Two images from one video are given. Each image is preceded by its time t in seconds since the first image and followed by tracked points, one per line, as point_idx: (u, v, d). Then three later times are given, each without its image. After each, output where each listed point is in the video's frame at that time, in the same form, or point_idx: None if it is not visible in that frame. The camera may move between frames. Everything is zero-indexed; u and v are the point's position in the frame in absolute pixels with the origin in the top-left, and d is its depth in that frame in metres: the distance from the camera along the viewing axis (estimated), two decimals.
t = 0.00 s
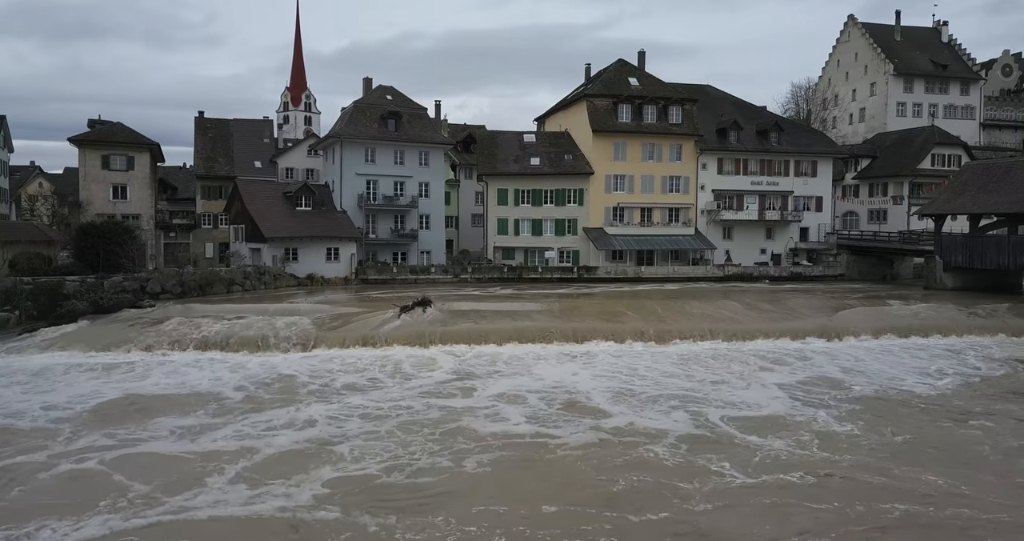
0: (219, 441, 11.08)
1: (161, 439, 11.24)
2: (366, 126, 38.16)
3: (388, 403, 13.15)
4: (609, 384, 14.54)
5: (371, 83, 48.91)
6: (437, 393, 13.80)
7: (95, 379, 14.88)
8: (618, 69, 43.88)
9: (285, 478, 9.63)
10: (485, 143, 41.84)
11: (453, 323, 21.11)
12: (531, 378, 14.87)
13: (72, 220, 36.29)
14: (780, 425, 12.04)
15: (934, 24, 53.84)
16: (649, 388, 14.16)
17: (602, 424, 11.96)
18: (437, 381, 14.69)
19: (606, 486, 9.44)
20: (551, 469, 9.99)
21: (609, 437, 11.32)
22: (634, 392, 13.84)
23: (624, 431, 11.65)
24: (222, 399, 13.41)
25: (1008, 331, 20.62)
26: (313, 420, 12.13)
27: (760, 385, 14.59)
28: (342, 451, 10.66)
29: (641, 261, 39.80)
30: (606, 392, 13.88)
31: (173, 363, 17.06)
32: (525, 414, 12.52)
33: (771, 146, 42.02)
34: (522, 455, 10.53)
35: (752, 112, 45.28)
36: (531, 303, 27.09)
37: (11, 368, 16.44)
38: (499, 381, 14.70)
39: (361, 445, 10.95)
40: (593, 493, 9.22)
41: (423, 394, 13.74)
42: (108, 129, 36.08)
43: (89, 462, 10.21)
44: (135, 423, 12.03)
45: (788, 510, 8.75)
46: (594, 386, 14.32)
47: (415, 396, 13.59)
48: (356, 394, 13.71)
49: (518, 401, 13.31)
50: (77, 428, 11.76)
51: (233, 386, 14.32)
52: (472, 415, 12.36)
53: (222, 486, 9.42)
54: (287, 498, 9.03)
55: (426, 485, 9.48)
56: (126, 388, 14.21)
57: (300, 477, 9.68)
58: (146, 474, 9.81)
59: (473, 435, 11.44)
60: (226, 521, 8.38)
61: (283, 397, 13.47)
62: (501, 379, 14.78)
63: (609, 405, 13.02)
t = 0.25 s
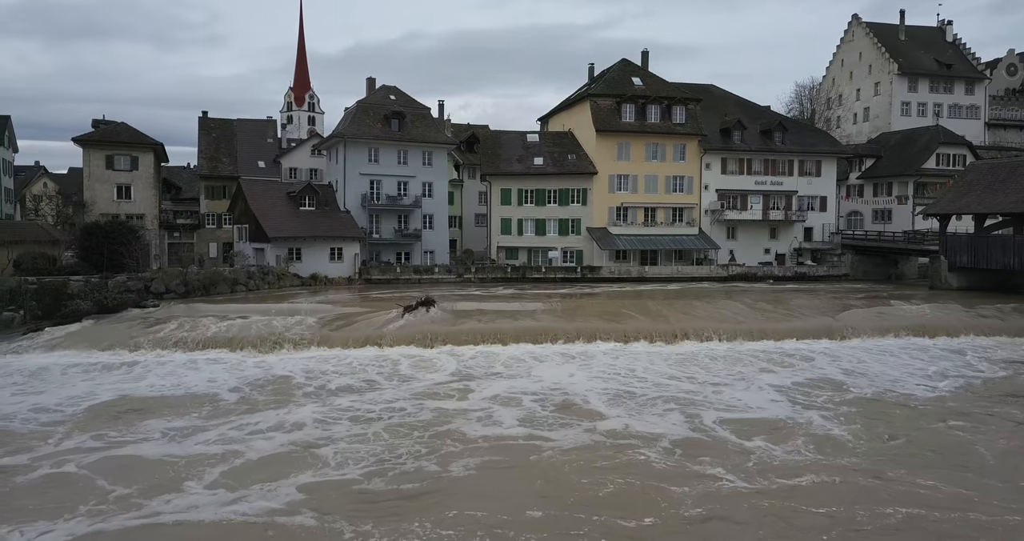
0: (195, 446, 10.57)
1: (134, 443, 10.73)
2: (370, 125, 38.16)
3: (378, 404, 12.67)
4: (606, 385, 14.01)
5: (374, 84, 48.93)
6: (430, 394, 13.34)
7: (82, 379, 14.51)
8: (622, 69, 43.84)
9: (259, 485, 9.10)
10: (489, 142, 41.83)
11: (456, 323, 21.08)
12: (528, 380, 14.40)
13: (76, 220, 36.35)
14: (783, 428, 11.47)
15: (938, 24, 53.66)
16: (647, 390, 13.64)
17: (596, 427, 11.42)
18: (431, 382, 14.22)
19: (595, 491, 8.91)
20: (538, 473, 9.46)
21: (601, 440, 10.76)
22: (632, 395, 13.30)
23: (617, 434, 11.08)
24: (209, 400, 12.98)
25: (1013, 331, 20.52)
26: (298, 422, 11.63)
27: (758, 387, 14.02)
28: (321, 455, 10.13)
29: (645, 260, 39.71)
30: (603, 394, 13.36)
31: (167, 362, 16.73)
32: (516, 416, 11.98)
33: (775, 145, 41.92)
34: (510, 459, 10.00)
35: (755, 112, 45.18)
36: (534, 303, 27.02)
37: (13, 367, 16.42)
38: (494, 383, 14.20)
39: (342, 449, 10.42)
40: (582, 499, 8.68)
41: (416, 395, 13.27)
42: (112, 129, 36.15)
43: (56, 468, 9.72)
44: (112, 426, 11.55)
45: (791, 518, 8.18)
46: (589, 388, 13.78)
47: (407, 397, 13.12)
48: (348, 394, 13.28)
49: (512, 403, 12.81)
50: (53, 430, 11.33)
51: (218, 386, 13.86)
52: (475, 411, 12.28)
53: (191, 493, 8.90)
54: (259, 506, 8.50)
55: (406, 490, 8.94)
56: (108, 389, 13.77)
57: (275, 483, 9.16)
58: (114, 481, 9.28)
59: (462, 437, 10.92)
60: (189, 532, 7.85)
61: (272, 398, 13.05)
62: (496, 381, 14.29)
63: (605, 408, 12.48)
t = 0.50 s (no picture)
0: (184, 449, 10.36)
1: (122, 445, 10.54)
2: (379, 125, 38.26)
3: (376, 405, 12.44)
4: (609, 386, 13.73)
5: (383, 84, 49.10)
6: (430, 394, 13.10)
7: (81, 378, 14.40)
8: (631, 68, 43.76)
9: (244, 492, 8.86)
10: (498, 142, 41.84)
11: (467, 322, 21.11)
12: (530, 380, 14.15)
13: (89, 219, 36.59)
14: (787, 433, 11.16)
15: (951, 22, 53.21)
16: (652, 391, 13.34)
17: (595, 430, 11.14)
18: (432, 382, 13.99)
19: (590, 500, 8.62)
20: (530, 480, 9.20)
21: (599, 445, 10.46)
22: (634, 396, 13.00)
23: (615, 438, 10.79)
24: (205, 400, 12.82)
25: None
26: (292, 423, 11.41)
27: (763, 389, 13.69)
28: (310, 460, 9.89)
29: (655, 260, 39.60)
30: (605, 395, 13.08)
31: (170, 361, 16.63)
32: (514, 418, 11.71)
33: (785, 145, 41.70)
34: (504, 465, 9.72)
35: (766, 111, 44.97)
36: (544, 303, 26.98)
37: (26, 365, 16.54)
38: (495, 383, 13.94)
39: (334, 452, 10.20)
40: (575, 508, 8.41)
41: (420, 394, 13.18)
42: (124, 130, 36.39)
43: (40, 471, 9.52)
44: (103, 427, 11.36)
45: (792, 531, 7.88)
46: (592, 389, 13.49)
47: (406, 398, 12.88)
48: (348, 394, 13.07)
49: (512, 404, 12.54)
50: (44, 430, 11.17)
51: (214, 386, 13.67)
52: (481, 409, 12.24)
53: (175, 499, 8.68)
54: (252, 508, 8.41)
55: (395, 498, 8.69)
56: (104, 388, 13.62)
57: (260, 489, 8.92)
58: (98, 485, 9.07)
59: (456, 440, 10.65)
60: None
61: (271, 398, 12.88)
62: (498, 381, 14.03)
63: (607, 410, 12.20)
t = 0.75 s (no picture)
0: (185, 449, 10.05)
1: (123, 444, 10.27)
2: (402, 126, 38.44)
3: (386, 405, 12.15)
4: (625, 389, 13.37)
5: (405, 85, 49.38)
6: (442, 395, 12.81)
7: (98, 374, 14.36)
8: (654, 67, 43.54)
9: (241, 494, 8.52)
10: (520, 142, 41.86)
11: (489, 321, 21.13)
12: (545, 382, 13.84)
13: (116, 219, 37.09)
14: (809, 440, 10.70)
15: (981, 18, 52.29)
16: (669, 394, 13.03)
17: (609, 434, 10.76)
18: (446, 383, 13.71)
19: (599, 507, 8.24)
20: (538, 485, 8.83)
21: (611, 449, 10.08)
22: (651, 400, 12.62)
23: (629, 442, 10.39)
24: (214, 398, 12.57)
25: None
26: (297, 423, 11.12)
27: (787, 390, 13.48)
28: (311, 462, 9.54)
29: (679, 260, 39.33)
30: (624, 396, 12.78)
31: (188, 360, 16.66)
32: (526, 420, 11.38)
33: (810, 143, 41.22)
34: (518, 461, 9.63)
35: (791, 109, 44.50)
36: (566, 303, 26.89)
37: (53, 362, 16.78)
38: (509, 383, 13.67)
39: (338, 455, 9.84)
40: (584, 515, 8.02)
41: (439, 391, 13.15)
42: (151, 131, 36.94)
43: (36, 470, 9.24)
44: (106, 425, 11.10)
45: None
46: (607, 392, 13.13)
47: (417, 398, 12.59)
48: (359, 394, 12.83)
49: (525, 406, 12.22)
50: (49, 428, 10.95)
51: (223, 384, 13.44)
52: (501, 407, 12.19)
53: (170, 501, 8.35)
54: (265, 498, 8.40)
55: (397, 503, 8.33)
56: (112, 386, 13.41)
57: (257, 492, 8.58)
58: (93, 486, 8.77)
59: (464, 443, 10.32)
60: None
61: (283, 397, 12.64)
62: (512, 383, 13.74)
63: (622, 413, 11.84)
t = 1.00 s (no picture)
0: (194, 447, 9.79)
1: (133, 441, 10.05)
2: (434, 126, 38.61)
3: (405, 405, 11.90)
4: (652, 392, 13.00)
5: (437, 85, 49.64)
6: (465, 396, 12.52)
7: (129, 369, 14.54)
8: (687, 65, 43.10)
9: (243, 496, 8.19)
10: (552, 141, 41.76)
11: (520, 321, 21.11)
12: (570, 383, 13.57)
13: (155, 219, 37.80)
14: (841, 447, 10.21)
15: None
16: (697, 397, 12.70)
17: (630, 437, 10.38)
18: (470, 383, 13.47)
19: (614, 514, 7.86)
20: (552, 489, 8.47)
21: (630, 453, 9.69)
22: (677, 403, 12.23)
23: (650, 446, 9.98)
24: (233, 396, 12.40)
25: None
26: (319, 418, 11.07)
27: (820, 394, 13.14)
28: (321, 462, 9.26)
29: (712, 260, 38.86)
30: (652, 397, 12.54)
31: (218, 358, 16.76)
32: (546, 422, 11.04)
33: (848, 142, 40.42)
34: (538, 459, 9.44)
35: (827, 107, 43.70)
36: (597, 303, 26.74)
37: (89, 357, 17.09)
38: (533, 385, 13.39)
39: (348, 454, 9.54)
40: (597, 521, 7.66)
41: (464, 389, 13.05)
42: (188, 132, 37.61)
43: (44, 467, 9.03)
44: (122, 422, 10.93)
45: None
46: (632, 394, 12.78)
47: (437, 398, 12.33)
48: (378, 393, 12.62)
49: (547, 407, 11.88)
50: (70, 422, 10.87)
51: (243, 383, 13.30)
52: (528, 405, 12.07)
53: (171, 501, 8.05)
54: (279, 491, 8.33)
55: (403, 506, 8.00)
56: (133, 382, 13.31)
57: (262, 492, 8.28)
58: (96, 484, 8.51)
59: (479, 444, 9.98)
60: None
61: (308, 394, 12.59)
62: (537, 384, 13.48)
63: (646, 416, 11.47)
